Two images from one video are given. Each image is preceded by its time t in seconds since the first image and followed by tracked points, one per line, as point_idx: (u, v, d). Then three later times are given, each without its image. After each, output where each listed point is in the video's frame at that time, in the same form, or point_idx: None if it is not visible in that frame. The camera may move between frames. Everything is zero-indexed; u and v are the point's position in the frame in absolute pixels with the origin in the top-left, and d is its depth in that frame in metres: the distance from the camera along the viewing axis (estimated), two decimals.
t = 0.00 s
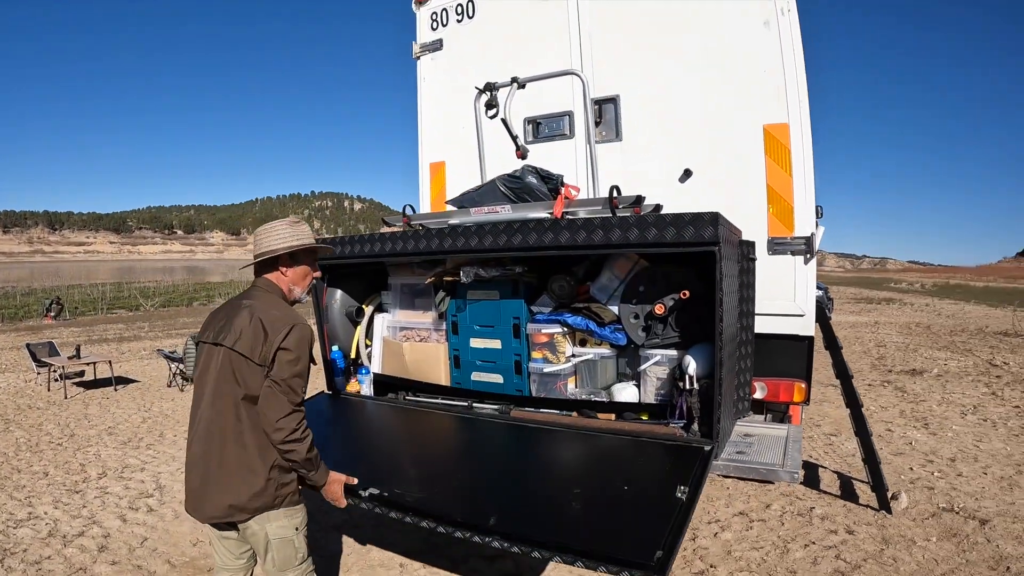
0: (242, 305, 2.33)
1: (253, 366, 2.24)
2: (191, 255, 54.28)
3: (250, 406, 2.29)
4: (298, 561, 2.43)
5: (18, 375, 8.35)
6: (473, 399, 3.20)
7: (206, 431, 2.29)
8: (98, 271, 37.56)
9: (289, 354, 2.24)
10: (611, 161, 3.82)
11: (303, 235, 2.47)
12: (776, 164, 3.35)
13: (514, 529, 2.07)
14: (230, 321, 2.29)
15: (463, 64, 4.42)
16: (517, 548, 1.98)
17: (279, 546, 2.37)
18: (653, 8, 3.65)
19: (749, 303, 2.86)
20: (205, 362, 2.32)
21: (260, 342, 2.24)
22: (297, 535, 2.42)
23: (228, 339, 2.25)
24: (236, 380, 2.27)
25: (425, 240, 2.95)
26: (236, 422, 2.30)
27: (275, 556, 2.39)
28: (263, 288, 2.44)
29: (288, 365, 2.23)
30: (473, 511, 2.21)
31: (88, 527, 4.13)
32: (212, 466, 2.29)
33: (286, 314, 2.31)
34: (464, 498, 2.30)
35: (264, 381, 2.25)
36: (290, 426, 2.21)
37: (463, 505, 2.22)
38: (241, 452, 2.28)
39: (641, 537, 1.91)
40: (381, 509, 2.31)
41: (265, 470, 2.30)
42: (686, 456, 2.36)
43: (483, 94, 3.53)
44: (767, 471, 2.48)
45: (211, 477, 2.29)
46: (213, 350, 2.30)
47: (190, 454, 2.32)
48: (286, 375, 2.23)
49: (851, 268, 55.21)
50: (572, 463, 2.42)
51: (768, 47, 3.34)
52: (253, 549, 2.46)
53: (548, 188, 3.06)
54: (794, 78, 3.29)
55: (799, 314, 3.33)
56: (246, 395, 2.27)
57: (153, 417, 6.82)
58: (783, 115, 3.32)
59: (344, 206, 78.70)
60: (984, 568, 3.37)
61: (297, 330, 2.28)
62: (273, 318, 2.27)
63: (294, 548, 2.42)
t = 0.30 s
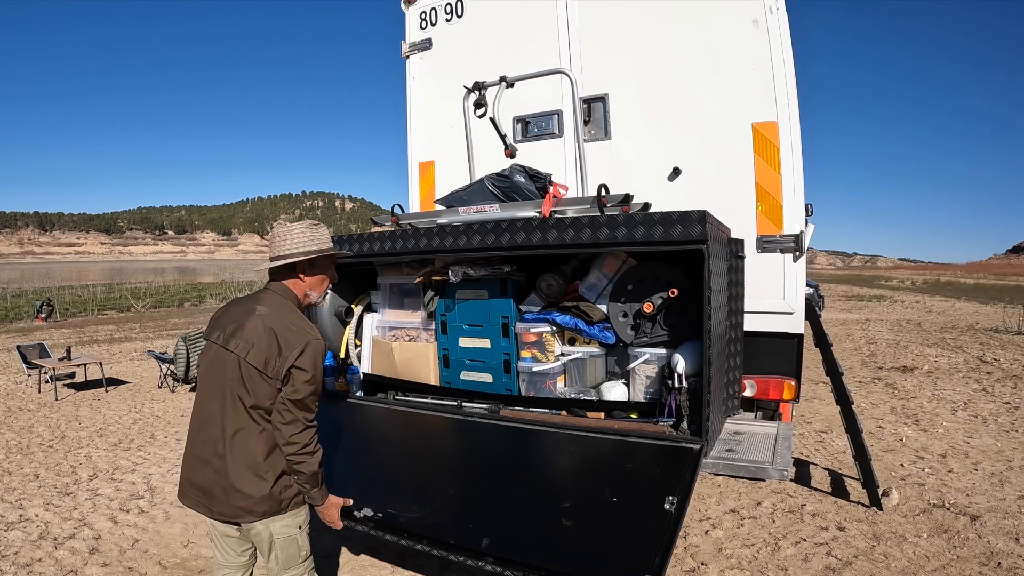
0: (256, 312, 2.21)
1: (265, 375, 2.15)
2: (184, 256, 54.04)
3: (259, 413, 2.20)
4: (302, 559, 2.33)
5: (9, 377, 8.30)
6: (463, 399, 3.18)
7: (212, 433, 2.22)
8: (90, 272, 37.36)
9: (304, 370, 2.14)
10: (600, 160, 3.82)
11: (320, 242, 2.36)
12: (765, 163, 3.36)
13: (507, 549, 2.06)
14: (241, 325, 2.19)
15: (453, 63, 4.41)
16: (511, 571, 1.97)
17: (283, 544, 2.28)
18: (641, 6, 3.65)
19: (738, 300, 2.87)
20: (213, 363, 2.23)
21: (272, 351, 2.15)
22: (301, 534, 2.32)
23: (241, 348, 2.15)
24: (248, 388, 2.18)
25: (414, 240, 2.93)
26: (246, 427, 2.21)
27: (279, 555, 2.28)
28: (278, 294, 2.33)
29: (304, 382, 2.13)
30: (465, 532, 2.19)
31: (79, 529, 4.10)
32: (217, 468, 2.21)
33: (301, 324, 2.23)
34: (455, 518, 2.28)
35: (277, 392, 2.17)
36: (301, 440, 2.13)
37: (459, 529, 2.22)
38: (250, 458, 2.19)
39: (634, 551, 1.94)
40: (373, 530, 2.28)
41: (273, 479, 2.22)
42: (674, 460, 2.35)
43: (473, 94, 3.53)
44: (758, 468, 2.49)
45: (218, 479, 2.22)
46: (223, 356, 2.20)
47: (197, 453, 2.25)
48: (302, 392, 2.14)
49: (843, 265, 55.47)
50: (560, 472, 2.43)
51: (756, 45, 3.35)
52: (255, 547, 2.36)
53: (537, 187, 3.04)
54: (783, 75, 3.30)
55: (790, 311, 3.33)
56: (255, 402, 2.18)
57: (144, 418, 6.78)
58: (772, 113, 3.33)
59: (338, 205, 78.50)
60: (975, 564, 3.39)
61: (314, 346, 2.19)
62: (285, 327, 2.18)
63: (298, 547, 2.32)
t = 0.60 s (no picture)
0: (261, 312, 2.15)
1: (265, 378, 2.10)
2: (176, 254, 53.78)
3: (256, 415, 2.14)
4: (293, 554, 2.28)
5: None
6: (452, 392, 3.17)
7: (207, 428, 2.16)
8: (81, 271, 37.13)
9: (306, 378, 2.08)
10: (588, 152, 3.79)
11: (332, 246, 2.33)
12: (754, 154, 3.34)
13: (498, 556, 2.04)
14: (244, 324, 2.13)
15: (440, 56, 4.37)
16: None
17: (272, 540, 2.23)
18: None
19: (728, 292, 2.86)
20: (214, 360, 2.17)
21: (274, 355, 2.09)
22: (290, 530, 2.27)
23: (243, 348, 2.09)
24: (247, 389, 2.11)
25: (401, 233, 2.91)
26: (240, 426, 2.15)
27: (269, 551, 2.24)
28: (284, 296, 2.27)
29: (305, 391, 2.07)
30: (457, 538, 2.16)
31: (68, 528, 4.06)
32: (208, 463, 2.16)
33: (303, 328, 2.17)
34: (447, 524, 2.25)
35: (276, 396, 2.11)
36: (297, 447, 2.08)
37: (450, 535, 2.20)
38: (240, 457, 2.13)
39: (623, 553, 1.93)
40: (364, 537, 2.26)
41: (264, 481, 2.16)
42: (664, 455, 2.33)
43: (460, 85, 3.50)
44: (748, 460, 2.48)
45: (208, 474, 2.16)
46: (225, 353, 2.14)
47: (191, 447, 2.20)
48: (303, 400, 2.08)
49: (837, 259, 55.68)
50: (550, 471, 2.41)
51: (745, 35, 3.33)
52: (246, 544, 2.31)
53: (524, 178, 3.04)
54: (771, 65, 3.28)
55: (779, 302, 3.32)
56: (253, 404, 2.12)
57: (135, 416, 6.73)
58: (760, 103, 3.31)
59: (332, 202, 78.24)
60: (968, 555, 3.39)
61: (317, 354, 2.12)
62: (288, 331, 2.12)
63: (288, 542, 2.27)
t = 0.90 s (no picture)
0: (266, 317, 2.13)
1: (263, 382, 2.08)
2: (175, 252, 53.70)
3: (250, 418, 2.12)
4: (284, 548, 2.27)
5: None
6: (449, 389, 3.15)
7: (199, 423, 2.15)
8: (79, 269, 37.05)
9: (304, 389, 2.06)
10: (586, 149, 3.78)
11: (347, 262, 2.30)
12: (753, 150, 3.33)
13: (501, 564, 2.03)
14: (248, 327, 2.12)
15: (438, 52, 4.35)
16: None
17: (262, 536, 2.23)
18: None
19: (726, 289, 2.85)
20: (216, 357, 2.16)
21: (275, 362, 2.07)
22: (280, 526, 2.25)
23: (245, 350, 2.08)
24: (243, 391, 2.09)
25: (397, 230, 2.89)
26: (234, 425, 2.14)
27: (260, 546, 2.24)
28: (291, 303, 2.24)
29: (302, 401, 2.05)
30: (458, 546, 2.15)
31: (65, 526, 4.05)
32: (198, 456, 2.15)
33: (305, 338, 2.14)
34: (448, 531, 2.24)
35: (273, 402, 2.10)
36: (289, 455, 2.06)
37: (452, 542, 2.20)
38: (228, 455, 2.11)
39: (621, 560, 1.93)
40: (367, 546, 2.25)
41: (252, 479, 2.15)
42: (662, 454, 2.32)
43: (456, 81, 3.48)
44: (746, 457, 2.47)
45: (195, 467, 2.15)
46: (226, 352, 2.12)
47: (184, 438, 2.20)
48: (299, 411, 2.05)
49: (835, 257, 55.72)
50: (548, 474, 2.40)
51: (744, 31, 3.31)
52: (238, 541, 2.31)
53: (521, 174, 3.03)
54: (769, 62, 3.26)
55: (778, 299, 3.31)
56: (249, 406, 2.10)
57: (133, 414, 6.72)
58: (759, 100, 3.30)
59: (330, 201, 78.18)
60: (966, 552, 3.39)
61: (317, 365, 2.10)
62: (291, 340, 2.09)
63: (279, 537, 2.25)
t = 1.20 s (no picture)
0: (255, 316, 2.13)
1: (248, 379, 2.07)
2: (176, 252, 53.73)
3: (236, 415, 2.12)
4: (274, 542, 2.26)
5: None
6: (451, 389, 3.15)
7: (190, 417, 2.17)
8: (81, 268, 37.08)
9: (287, 387, 2.03)
10: (588, 149, 3.78)
11: (342, 268, 2.26)
12: (755, 150, 3.32)
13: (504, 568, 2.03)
14: (237, 326, 2.12)
15: (441, 52, 4.35)
16: None
17: (251, 529, 2.22)
18: None
19: (728, 289, 2.84)
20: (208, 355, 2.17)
21: (259, 360, 2.06)
22: (269, 519, 2.24)
23: (232, 349, 2.08)
24: (229, 388, 2.09)
25: (397, 231, 2.89)
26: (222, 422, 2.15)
27: (251, 539, 2.24)
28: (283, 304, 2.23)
29: (285, 400, 2.02)
30: (460, 548, 2.15)
31: (67, 525, 4.05)
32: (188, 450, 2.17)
33: (292, 337, 2.11)
34: (450, 533, 2.24)
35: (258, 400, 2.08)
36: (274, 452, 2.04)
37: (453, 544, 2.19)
38: (215, 448, 2.12)
39: (622, 564, 1.93)
40: (369, 548, 2.24)
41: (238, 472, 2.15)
42: (666, 456, 2.31)
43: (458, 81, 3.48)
44: (748, 458, 2.47)
45: (185, 458, 2.17)
46: (215, 349, 2.13)
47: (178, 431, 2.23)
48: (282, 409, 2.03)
49: (836, 258, 55.67)
50: (550, 475, 2.40)
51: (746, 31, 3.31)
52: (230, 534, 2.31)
53: (523, 174, 3.03)
54: (772, 61, 3.26)
55: (780, 299, 3.31)
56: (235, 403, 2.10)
57: (134, 413, 6.73)
58: (761, 100, 3.29)
59: (331, 201, 78.21)
60: (967, 553, 3.38)
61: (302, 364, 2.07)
62: (277, 339, 2.08)
63: (269, 531, 2.24)
